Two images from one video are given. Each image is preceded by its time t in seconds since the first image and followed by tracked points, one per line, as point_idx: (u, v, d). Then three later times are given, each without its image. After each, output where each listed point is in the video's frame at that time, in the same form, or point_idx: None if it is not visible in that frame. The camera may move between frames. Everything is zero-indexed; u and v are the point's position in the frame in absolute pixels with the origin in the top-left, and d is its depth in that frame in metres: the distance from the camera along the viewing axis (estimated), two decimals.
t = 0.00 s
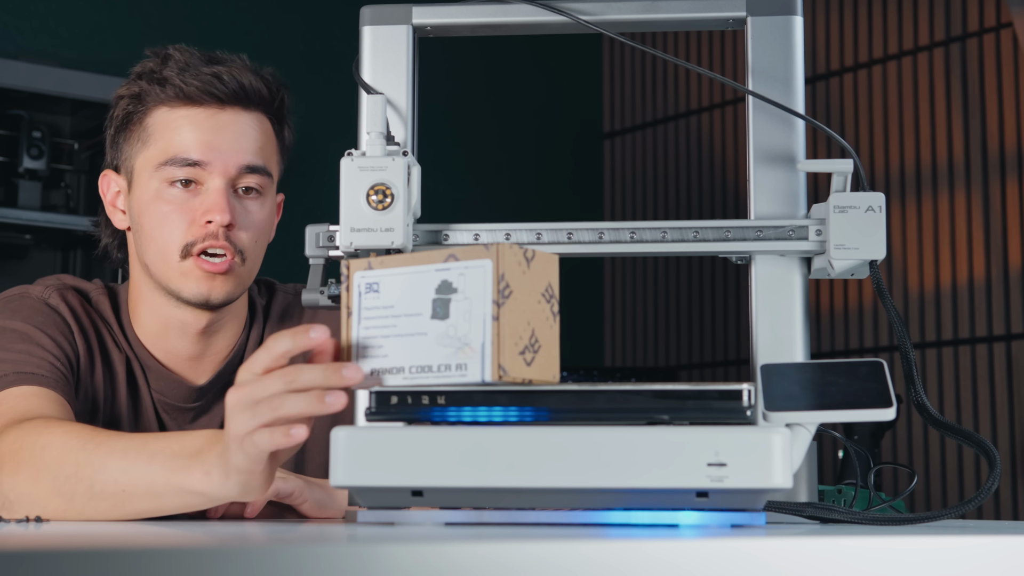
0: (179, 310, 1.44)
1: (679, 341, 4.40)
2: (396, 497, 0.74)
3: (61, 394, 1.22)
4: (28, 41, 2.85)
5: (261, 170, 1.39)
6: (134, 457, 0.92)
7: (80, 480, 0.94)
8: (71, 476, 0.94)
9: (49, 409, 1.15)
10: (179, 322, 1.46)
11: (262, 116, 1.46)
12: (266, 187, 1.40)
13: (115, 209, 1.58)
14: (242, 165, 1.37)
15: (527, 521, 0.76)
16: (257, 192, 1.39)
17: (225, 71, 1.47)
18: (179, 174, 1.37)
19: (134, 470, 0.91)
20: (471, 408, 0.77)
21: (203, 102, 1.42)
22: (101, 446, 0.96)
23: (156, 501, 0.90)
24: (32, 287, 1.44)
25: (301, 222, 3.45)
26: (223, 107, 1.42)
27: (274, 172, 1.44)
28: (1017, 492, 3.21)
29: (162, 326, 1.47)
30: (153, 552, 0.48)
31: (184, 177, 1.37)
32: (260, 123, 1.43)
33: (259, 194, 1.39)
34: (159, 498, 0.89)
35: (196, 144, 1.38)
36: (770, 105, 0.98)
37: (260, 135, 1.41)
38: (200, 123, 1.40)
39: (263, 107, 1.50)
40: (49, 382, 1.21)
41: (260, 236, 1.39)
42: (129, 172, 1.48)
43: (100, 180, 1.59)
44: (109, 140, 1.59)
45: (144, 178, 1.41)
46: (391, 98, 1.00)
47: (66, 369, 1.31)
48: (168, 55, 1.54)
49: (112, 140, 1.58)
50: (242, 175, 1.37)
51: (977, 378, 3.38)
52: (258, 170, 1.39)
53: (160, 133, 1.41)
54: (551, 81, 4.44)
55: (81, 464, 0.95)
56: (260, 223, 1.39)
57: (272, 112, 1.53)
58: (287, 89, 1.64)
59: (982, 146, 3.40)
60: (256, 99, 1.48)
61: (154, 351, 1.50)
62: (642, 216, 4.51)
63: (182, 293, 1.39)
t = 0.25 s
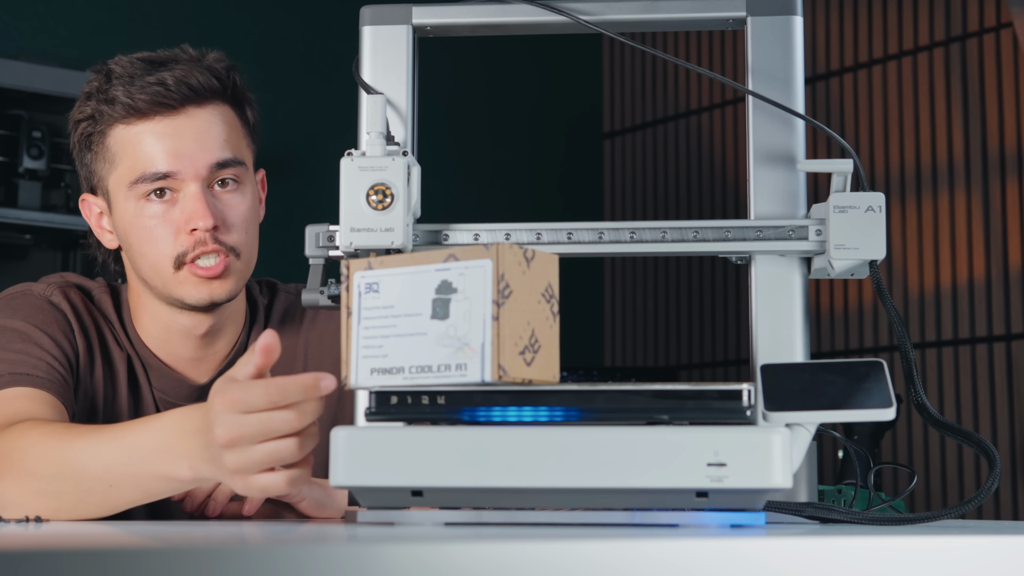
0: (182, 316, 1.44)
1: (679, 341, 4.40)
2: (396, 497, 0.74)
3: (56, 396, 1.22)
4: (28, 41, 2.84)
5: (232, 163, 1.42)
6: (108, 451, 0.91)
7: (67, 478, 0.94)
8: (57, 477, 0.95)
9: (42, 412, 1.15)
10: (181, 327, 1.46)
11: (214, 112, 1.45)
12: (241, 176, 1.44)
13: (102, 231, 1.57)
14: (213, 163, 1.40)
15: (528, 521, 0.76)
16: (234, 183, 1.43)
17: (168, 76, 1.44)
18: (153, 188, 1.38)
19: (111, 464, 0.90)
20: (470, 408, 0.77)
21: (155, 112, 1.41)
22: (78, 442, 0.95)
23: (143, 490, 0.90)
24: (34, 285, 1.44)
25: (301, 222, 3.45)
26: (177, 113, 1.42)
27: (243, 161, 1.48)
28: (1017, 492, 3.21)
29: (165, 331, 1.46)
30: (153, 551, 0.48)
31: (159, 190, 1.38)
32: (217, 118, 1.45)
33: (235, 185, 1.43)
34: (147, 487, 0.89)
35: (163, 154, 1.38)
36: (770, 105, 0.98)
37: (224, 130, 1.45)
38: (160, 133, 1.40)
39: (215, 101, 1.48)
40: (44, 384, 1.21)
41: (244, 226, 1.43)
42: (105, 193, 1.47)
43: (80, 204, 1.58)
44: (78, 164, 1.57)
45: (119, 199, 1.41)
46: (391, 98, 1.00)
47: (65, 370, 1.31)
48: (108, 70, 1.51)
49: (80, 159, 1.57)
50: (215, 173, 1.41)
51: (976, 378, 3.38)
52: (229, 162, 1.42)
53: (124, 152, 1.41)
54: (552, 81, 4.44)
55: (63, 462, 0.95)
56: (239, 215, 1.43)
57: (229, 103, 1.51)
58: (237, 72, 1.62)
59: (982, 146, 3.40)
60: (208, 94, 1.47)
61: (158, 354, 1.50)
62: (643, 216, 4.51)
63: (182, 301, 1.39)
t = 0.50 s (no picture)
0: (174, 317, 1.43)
1: (679, 341, 4.40)
2: (396, 497, 0.74)
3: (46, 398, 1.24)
4: (28, 40, 2.85)
5: (220, 158, 1.43)
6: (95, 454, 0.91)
7: (56, 480, 0.95)
8: (45, 480, 0.95)
9: (29, 415, 1.18)
10: (174, 326, 1.45)
11: (201, 110, 1.46)
12: (229, 172, 1.44)
13: (94, 233, 1.57)
14: (201, 158, 1.40)
15: (528, 521, 0.76)
16: (222, 181, 1.43)
17: (155, 75, 1.44)
18: (142, 186, 1.38)
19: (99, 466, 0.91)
20: (470, 408, 0.77)
21: (142, 111, 1.41)
22: (65, 444, 0.96)
23: (132, 491, 0.90)
24: (28, 285, 1.45)
25: (301, 223, 3.45)
26: (163, 111, 1.42)
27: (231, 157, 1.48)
28: (1017, 492, 3.21)
29: (158, 332, 1.46)
30: (153, 551, 0.48)
31: (147, 188, 1.38)
32: (204, 115, 1.46)
33: (224, 182, 1.43)
34: (137, 488, 0.90)
35: (151, 152, 1.39)
36: (770, 105, 0.98)
37: (210, 128, 1.45)
38: (147, 129, 1.41)
39: (201, 98, 1.48)
40: (33, 386, 1.24)
41: (234, 223, 1.43)
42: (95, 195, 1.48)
43: (71, 207, 1.58)
44: (67, 168, 1.57)
45: (108, 200, 1.41)
46: (391, 98, 1.00)
47: (57, 371, 1.33)
48: (95, 71, 1.51)
49: (70, 162, 1.57)
50: (203, 169, 1.41)
51: (976, 378, 3.38)
52: (217, 157, 1.42)
53: (113, 152, 1.41)
54: (552, 81, 4.44)
55: (51, 465, 0.95)
56: (228, 212, 1.43)
57: (215, 100, 1.52)
58: (224, 69, 1.62)
59: (982, 146, 3.40)
60: (194, 92, 1.47)
61: (150, 351, 1.49)
62: (642, 216, 4.52)
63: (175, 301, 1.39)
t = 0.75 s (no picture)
0: (174, 315, 1.46)
1: (679, 341, 4.40)
2: (396, 497, 0.74)
3: (44, 397, 1.25)
4: (28, 40, 2.85)
5: (216, 161, 1.43)
6: (66, 451, 0.92)
7: (39, 480, 0.97)
8: (29, 481, 0.98)
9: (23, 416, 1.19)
10: (173, 323, 1.47)
11: (194, 114, 1.46)
12: (225, 173, 1.44)
13: (91, 237, 1.57)
14: (197, 161, 1.40)
15: (528, 521, 0.76)
16: (219, 184, 1.43)
17: (146, 82, 1.44)
18: (140, 193, 1.38)
19: (70, 465, 0.92)
20: (470, 408, 0.77)
21: (135, 119, 1.42)
22: (39, 444, 0.97)
23: (117, 479, 0.92)
24: (24, 285, 1.45)
25: (301, 222, 3.45)
26: (157, 118, 1.42)
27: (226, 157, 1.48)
28: (1017, 492, 3.21)
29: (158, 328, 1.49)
30: (153, 551, 0.48)
31: (145, 195, 1.39)
32: (198, 118, 1.45)
33: (221, 184, 1.43)
34: (117, 477, 0.91)
35: (147, 159, 1.39)
36: (770, 105, 0.98)
37: (202, 130, 1.44)
38: (143, 136, 1.41)
39: (193, 102, 1.48)
40: (29, 385, 1.24)
41: (232, 224, 1.44)
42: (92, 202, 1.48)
43: (67, 213, 1.57)
44: (61, 172, 1.57)
45: (106, 208, 1.41)
46: (391, 98, 1.00)
47: (55, 371, 1.33)
48: (85, 77, 1.50)
49: (63, 167, 1.57)
50: (200, 172, 1.41)
51: (977, 377, 3.38)
52: (212, 159, 1.42)
53: (109, 161, 1.41)
54: (552, 80, 4.44)
55: (30, 467, 0.97)
56: (226, 214, 1.43)
57: (209, 103, 1.51)
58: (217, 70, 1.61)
59: (982, 145, 3.40)
60: (186, 97, 1.47)
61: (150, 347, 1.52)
62: (643, 216, 4.52)
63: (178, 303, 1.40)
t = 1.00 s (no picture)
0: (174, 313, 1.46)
1: (679, 341, 4.40)
2: (396, 497, 0.74)
3: (43, 395, 1.25)
4: (28, 40, 2.85)
5: (211, 157, 1.43)
6: (64, 454, 0.93)
7: (36, 482, 0.97)
8: (27, 482, 0.98)
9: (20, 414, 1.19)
10: (171, 322, 1.48)
11: (191, 109, 1.46)
12: (221, 170, 1.45)
13: (88, 233, 1.57)
14: (192, 158, 1.41)
15: (529, 521, 0.76)
16: (214, 180, 1.43)
17: (142, 76, 1.43)
18: (134, 187, 1.39)
19: (68, 468, 0.92)
20: (470, 408, 0.77)
21: (131, 113, 1.41)
22: (38, 447, 0.97)
23: (113, 486, 0.91)
24: (25, 283, 1.46)
25: (301, 222, 3.45)
26: (152, 113, 1.42)
27: (223, 154, 1.48)
28: (1018, 492, 3.21)
29: (157, 327, 1.49)
30: (154, 551, 0.48)
31: (140, 189, 1.39)
32: (194, 114, 1.46)
33: (216, 180, 1.43)
34: (113, 483, 0.91)
35: (141, 153, 1.39)
36: (770, 105, 0.98)
37: (197, 125, 1.44)
38: (138, 131, 1.41)
39: (189, 98, 1.47)
40: (28, 383, 1.24)
41: (228, 221, 1.44)
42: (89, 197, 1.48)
43: (66, 209, 1.58)
44: (61, 168, 1.57)
45: (101, 201, 1.42)
46: (391, 98, 1.00)
47: (55, 369, 1.33)
48: (84, 72, 1.50)
49: (63, 164, 1.57)
50: (195, 168, 1.41)
51: (976, 377, 3.38)
52: (208, 156, 1.43)
53: (103, 154, 1.41)
54: (552, 80, 4.44)
55: (27, 468, 0.97)
56: (221, 210, 1.43)
57: (205, 99, 1.50)
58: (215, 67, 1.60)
59: (982, 145, 3.40)
60: (182, 92, 1.46)
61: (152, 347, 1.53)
62: (643, 216, 4.52)
63: (172, 298, 1.41)
